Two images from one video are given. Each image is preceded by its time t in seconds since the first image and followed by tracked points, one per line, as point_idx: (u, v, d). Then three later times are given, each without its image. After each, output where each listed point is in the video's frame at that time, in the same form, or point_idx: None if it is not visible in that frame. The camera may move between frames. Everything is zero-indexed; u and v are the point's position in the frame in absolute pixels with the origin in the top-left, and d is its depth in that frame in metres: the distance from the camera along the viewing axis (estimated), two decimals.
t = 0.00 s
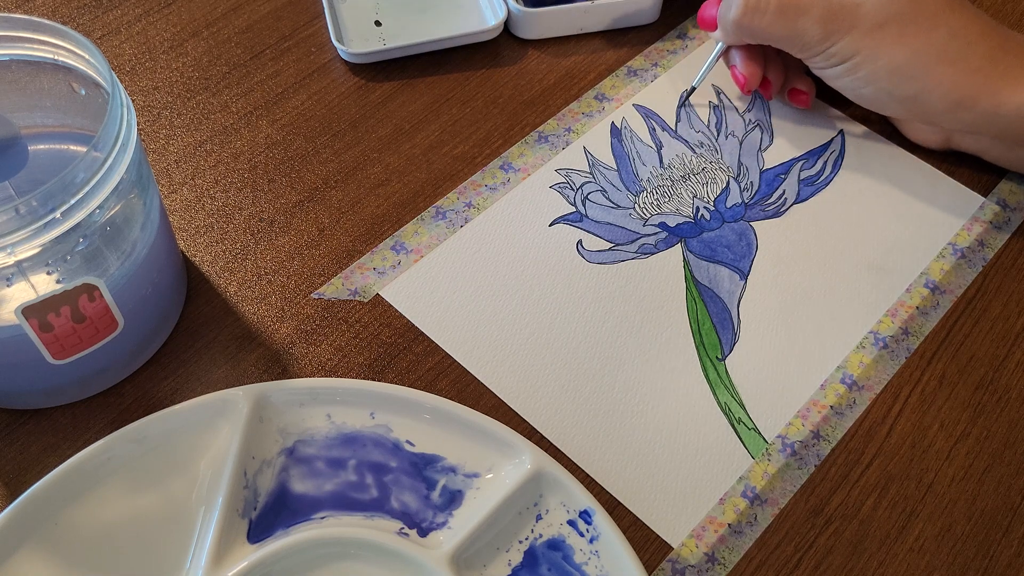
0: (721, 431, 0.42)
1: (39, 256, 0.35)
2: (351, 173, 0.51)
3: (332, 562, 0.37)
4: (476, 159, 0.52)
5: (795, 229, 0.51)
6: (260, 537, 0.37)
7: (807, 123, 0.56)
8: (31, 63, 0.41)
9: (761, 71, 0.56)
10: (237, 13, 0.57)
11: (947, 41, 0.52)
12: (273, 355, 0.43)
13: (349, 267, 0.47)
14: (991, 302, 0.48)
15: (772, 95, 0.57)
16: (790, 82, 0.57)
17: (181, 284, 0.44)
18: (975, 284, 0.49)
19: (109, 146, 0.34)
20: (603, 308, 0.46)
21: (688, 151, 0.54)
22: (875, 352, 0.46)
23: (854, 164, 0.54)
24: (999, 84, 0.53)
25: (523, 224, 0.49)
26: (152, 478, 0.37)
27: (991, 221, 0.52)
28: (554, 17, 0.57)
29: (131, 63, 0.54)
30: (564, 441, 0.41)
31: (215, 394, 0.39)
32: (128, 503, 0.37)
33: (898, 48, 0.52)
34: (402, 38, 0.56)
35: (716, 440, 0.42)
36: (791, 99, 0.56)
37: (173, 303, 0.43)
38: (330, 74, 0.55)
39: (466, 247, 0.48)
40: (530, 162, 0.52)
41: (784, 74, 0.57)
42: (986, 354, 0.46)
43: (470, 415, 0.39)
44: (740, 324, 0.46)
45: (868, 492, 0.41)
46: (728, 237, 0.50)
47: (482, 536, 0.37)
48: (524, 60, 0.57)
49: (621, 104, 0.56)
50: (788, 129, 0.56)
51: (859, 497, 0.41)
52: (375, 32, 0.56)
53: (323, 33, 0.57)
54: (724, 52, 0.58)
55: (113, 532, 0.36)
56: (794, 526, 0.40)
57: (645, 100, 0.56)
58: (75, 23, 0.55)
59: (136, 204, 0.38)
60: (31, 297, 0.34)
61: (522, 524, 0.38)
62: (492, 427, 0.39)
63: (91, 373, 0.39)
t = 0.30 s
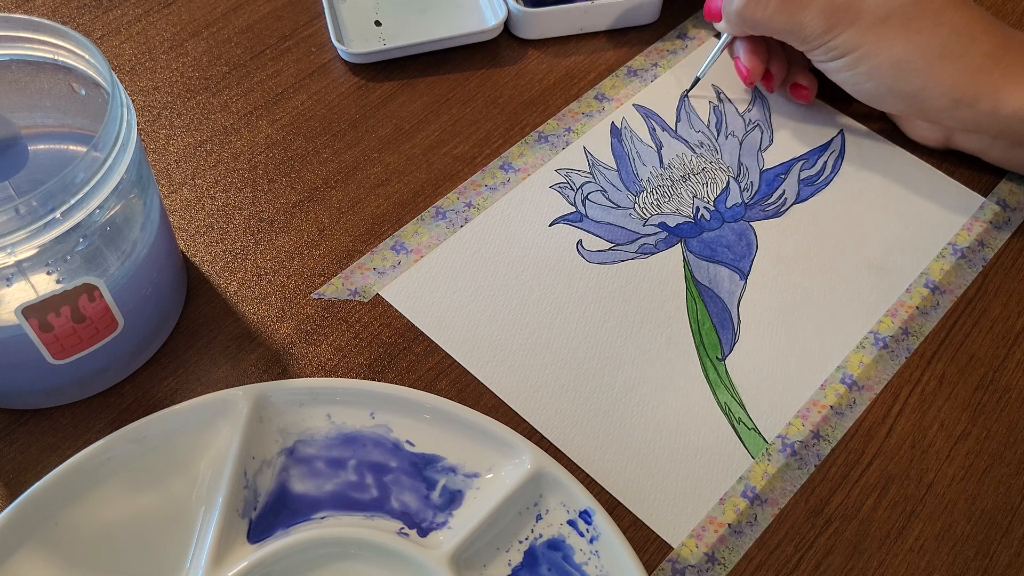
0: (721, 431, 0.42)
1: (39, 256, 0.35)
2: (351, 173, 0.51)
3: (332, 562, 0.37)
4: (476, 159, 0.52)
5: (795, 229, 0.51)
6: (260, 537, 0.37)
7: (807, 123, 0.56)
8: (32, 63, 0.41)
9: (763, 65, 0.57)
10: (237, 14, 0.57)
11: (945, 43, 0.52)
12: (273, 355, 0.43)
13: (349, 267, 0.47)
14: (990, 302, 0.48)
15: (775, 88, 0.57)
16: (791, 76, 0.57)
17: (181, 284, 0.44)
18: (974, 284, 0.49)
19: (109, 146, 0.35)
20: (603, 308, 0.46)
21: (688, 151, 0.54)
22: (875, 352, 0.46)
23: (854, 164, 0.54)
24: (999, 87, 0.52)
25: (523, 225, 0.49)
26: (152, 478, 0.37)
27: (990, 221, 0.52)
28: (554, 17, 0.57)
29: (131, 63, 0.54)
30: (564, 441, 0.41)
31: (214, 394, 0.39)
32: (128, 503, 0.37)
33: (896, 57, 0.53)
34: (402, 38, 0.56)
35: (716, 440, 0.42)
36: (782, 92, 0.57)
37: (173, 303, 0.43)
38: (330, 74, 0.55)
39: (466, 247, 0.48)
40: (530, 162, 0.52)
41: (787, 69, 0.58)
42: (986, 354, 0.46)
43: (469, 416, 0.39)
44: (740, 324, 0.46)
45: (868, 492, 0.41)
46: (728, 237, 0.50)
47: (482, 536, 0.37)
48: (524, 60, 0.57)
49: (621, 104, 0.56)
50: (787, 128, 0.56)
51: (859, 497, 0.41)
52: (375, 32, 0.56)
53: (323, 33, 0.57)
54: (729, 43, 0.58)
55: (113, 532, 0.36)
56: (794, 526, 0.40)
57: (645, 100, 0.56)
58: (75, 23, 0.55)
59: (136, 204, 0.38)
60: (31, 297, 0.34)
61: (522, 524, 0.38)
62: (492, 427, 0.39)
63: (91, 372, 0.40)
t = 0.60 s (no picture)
0: (722, 431, 0.42)
1: (39, 256, 0.35)
2: (351, 173, 0.51)
3: (332, 562, 0.37)
4: (475, 160, 0.52)
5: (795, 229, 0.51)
6: (260, 537, 0.37)
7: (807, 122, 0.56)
8: (31, 63, 0.41)
9: None
10: (236, 13, 0.57)
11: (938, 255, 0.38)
12: (273, 355, 0.43)
13: (349, 267, 0.47)
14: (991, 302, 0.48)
15: None
16: None
17: (181, 283, 0.44)
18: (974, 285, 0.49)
19: (109, 146, 0.35)
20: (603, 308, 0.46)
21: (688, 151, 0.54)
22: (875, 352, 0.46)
23: (854, 164, 0.54)
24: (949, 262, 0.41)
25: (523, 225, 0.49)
26: (152, 478, 0.37)
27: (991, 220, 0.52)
28: (553, 17, 0.57)
29: (131, 63, 0.54)
30: (564, 441, 0.41)
31: (214, 394, 0.39)
32: (127, 503, 0.37)
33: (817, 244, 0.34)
34: (402, 38, 0.56)
35: (717, 440, 0.42)
36: None
37: (173, 303, 0.43)
38: (330, 73, 0.55)
39: (466, 247, 0.48)
40: (530, 162, 0.52)
41: None
42: (986, 353, 0.46)
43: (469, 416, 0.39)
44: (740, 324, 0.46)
45: (868, 492, 0.41)
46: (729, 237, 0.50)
47: (482, 536, 0.37)
48: (524, 60, 0.57)
49: (621, 104, 0.56)
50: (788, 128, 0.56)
51: (859, 497, 0.41)
52: (376, 32, 0.56)
53: (323, 33, 0.57)
54: None
55: (113, 532, 0.36)
56: (794, 526, 0.40)
57: (645, 100, 0.56)
58: (74, 23, 0.55)
59: (136, 204, 0.38)
60: (31, 297, 0.34)
61: (522, 524, 0.38)
62: (492, 427, 0.39)
63: (91, 372, 0.39)
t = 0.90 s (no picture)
0: (723, 431, 0.42)
1: (37, 256, 0.35)
2: (350, 173, 0.50)
3: (331, 563, 0.36)
4: (475, 159, 0.52)
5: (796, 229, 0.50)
6: (259, 537, 0.37)
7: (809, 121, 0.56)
8: (30, 63, 0.41)
9: None
10: (235, 13, 0.57)
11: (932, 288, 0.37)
12: (272, 355, 0.43)
13: (349, 267, 0.47)
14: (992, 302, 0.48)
15: None
16: None
17: (180, 283, 0.44)
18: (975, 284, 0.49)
19: (107, 146, 0.34)
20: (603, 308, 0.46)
21: (688, 150, 0.54)
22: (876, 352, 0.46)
23: (855, 164, 0.54)
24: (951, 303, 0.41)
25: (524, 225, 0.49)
26: (151, 479, 0.37)
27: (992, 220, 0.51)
28: (553, 16, 0.57)
29: (130, 62, 0.54)
30: (565, 442, 0.41)
31: (213, 394, 0.39)
32: (126, 504, 0.36)
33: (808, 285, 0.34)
34: (402, 37, 0.56)
35: (718, 440, 0.42)
36: None
37: (172, 303, 0.43)
38: (329, 73, 0.55)
39: (466, 247, 0.48)
40: (530, 162, 0.52)
41: None
42: (987, 354, 0.46)
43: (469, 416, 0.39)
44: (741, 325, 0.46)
45: (869, 493, 0.41)
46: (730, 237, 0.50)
47: (482, 537, 0.37)
48: (524, 59, 0.57)
49: (621, 103, 0.56)
50: (789, 127, 0.55)
51: (860, 497, 0.41)
52: (375, 31, 0.56)
53: (322, 32, 0.57)
54: None
55: (111, 533, 0.36)
56: (795, 527, 0.40)
57: (645, 99, 0.56)
58: (73, 22, 0.55)
59: (134, 203, 0.38)
60: (29, 297, 0.34)
61: (522, 525, 0.38)
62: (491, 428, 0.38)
63: (90, 372, 0.39)
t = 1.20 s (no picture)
0: (723, 432, 0.42)
1: (35, 256, 0.34)
2: (350, 173, 0.50)
3: (330, 564, 0.36)
4: (475, 159, 0.52)
5: (797, 229, 0.50)
6: (258, 538, 0.37)
7: (810, 121, 0.56)
8: (30, 62, 0.41)
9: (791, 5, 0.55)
10: (235, 12, 0.57)
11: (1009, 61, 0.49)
12: (272, 355, 0.43)
13: (348, 267, 0.46)
14: (993, 302, 0.48)
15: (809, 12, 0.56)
16: None
17: (179, 283, 0.43)
18: (977, 284, 0.48)
19: (106, 146, 0.34)
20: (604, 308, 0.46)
21: (689, 150, 0.54)
22: (877, 352, 0.46)
23: (856, 163, 0.54)
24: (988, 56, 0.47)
25: (524, 224, 0.49)
26: (150, 479, 0.37)
27: (994, 220, 0.51)
28: (554, 15, 0.57)
29: (129, 62, 0.54)
30: (565, 442, 0.41)
31: (213, 394, 0.39)
32: (125, 504, 0.36)
33: None
34: (402, 36, 0.55)
35: (718, 441, 0.42)
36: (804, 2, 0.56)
37: (171, 303, 0.43)
38: (329, 73, 0.55)
39: (466, 247, 0.48)
40: (530, 161, 0.52)
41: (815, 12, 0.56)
42: (989, 354, 0.46)
43: (469, 416, 0.39)
44: (741, 324, 0.46)
45: (870, 494, 0.41)
46: (729, 237, 0.50)
47: (482, 538, 0.37)
48: (524, 59, 0.57)
49: (621, 102, 0.56)
50: (789, 127, 0.55)
51: (861, 498, 0.41)
52: (375, 30, 0.56)
53: (322, 32, 0.57)
54: None
55: (110, 534, 0.36)
56: (796, 528, 0.40)
57: (645, 99, 0.56)
58: (72, 22, 0.55)
59: (133, 203, 0.38)
60: (28, 298, 0.34)
61: (522, 526, 0.38)
62: (490, 428, 0.38)
63: (89, 373, 0.39)
